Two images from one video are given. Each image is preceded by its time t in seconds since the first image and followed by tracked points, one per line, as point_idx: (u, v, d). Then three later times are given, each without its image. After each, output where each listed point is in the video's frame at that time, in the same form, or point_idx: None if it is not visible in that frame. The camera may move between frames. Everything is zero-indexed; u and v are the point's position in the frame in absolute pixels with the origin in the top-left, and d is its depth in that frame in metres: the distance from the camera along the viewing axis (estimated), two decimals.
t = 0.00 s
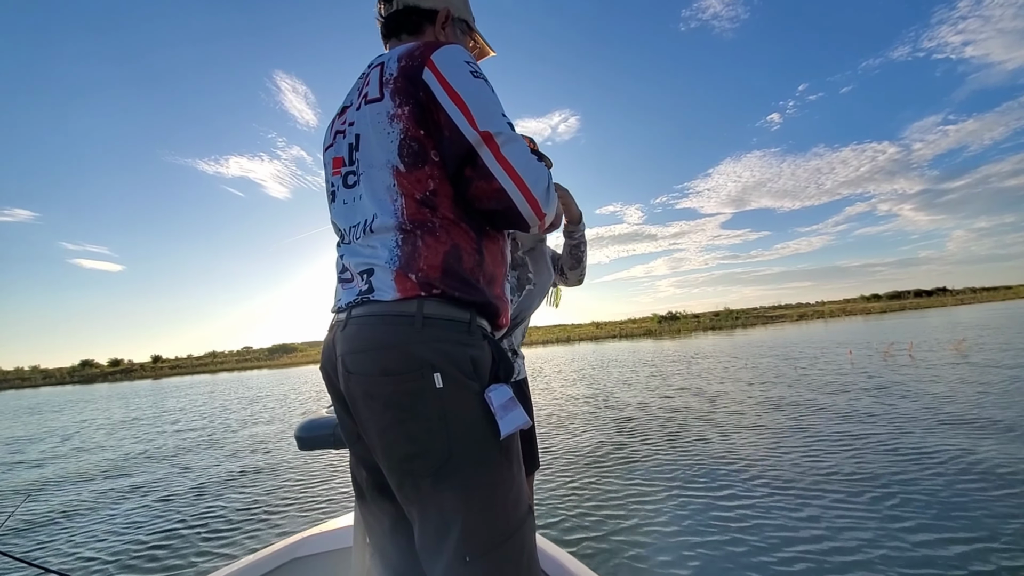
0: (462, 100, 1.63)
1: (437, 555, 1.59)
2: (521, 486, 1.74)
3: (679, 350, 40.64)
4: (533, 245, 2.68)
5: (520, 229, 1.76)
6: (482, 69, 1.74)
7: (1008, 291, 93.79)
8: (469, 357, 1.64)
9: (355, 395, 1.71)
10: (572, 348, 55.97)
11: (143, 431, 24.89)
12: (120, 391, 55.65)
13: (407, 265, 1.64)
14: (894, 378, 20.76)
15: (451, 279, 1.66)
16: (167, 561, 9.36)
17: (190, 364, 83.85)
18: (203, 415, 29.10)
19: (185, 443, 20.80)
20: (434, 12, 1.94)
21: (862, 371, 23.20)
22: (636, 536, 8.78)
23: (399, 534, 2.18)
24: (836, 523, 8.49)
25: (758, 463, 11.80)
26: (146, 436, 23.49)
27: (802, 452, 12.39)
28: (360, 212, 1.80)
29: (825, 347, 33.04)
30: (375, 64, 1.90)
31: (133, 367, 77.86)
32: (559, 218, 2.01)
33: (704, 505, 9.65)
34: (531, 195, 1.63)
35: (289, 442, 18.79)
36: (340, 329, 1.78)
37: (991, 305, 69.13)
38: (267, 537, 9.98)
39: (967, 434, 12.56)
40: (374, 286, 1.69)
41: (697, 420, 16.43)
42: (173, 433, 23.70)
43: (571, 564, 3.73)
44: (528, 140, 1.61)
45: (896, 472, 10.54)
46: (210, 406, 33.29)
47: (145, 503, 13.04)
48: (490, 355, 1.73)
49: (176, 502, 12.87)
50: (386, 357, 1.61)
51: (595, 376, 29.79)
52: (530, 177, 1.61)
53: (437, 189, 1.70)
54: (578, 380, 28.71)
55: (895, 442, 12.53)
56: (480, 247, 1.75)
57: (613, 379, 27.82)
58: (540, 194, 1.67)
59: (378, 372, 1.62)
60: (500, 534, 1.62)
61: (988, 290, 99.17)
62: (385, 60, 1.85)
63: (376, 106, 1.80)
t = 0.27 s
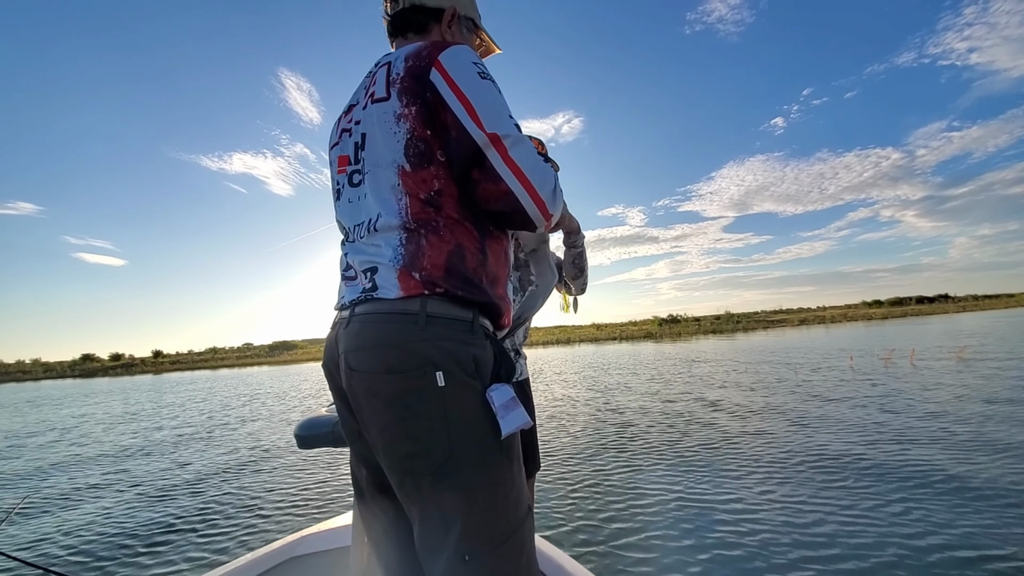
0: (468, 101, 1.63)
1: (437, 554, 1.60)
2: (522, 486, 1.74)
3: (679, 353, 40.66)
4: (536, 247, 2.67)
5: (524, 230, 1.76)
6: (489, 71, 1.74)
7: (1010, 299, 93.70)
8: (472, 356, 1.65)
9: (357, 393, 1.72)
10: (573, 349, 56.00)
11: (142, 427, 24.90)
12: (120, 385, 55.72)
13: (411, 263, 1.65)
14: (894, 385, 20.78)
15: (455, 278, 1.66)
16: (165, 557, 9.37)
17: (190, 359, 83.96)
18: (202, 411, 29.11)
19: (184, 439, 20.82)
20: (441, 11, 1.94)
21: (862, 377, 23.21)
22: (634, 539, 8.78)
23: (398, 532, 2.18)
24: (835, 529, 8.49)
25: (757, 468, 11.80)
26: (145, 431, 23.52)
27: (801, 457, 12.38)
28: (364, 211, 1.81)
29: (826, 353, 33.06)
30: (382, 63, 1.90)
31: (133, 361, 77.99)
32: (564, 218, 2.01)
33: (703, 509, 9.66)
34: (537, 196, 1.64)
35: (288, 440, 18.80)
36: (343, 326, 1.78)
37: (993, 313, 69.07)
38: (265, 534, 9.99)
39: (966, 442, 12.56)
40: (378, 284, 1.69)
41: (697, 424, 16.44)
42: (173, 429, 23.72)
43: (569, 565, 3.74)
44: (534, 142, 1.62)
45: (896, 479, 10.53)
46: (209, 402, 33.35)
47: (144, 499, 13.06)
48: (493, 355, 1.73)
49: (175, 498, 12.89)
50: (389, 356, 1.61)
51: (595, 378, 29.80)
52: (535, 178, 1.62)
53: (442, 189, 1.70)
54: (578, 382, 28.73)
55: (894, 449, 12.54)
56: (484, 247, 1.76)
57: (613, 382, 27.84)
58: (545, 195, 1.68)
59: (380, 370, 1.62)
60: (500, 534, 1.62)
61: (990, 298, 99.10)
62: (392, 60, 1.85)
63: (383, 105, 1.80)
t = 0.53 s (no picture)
0: (468, 101, 1.64)
1: (434, 555, 1.59)
2: (520, 486, 1.74)
3: (680, 354, 40.66)
4: (532, 248, 2.66)
5: (523, 229, 1.76)
6: (488, 71, 1.75)
7: (1012, 300, 93.59)
8: (470, 356, 1.65)
9: (354, 394, 1.71)
10: (574, 350, 56.03)
11: (144, 427, 24.92)
12: (122, 386, 55.80)
13: (408, 263, 1.65)
14: (895, 385, 20.78)
15: (452, 278, 1.66)
16: (166, 557, 9.39)
17: (192, 360, 84.14)
18: (204, 412, 29.12)
19: (185, 440, 20.83)
20: (443, 13, 1.94)
21: (864, 377, 23.21)
22: (635, 539, 8.77)
23: (396, 533, 2.18)
24: (835, 529, 8.49)
25: (757, 469, 11.81)
26: (146, 431, 23.55)
27: (802, 458, 12.36)
28: (361, 210, 1.81)
29: (827, 354, 33.04)
30: (381, 63, 1.90)
31: (134, 362, 78.05)
32: (565, 219, 2.01)
33: (703, 509, 9.67)
34: (536, 196, 1.63)
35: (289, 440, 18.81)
36: (340, 327, 1.78)
37: (994, 314, 69.02)
38: (266, 534, 10.00)
39: (968, 443, 12.53)
40: (375, 284, 1.69)
41: (698, 424, 16.44)
42: (174, 429, 23.73)
43: (570, 565, 3.74)
44: (535, 142, 1.62)
45: (897, 480, 10.51)
46: (210, 403, 33.35)
47: (144, 499, 13.07)
48: (490, 355, 1.73)
49: (176, 499, 12.90)
50: (386, 356, 1.61)
51: (596, 379, 29.81)
52: (535, 179, 1.62)
53: (440, 188, 1.70)
54: (579, 383, 28.73)
55: (895, 449, 12.55)
56: (482, 247, 1.75)
57: (614, 382, 27.86)
58: (545, 195, 1.68)
59: (377, 371, 1.62)
60: (498, 535, 1.62)
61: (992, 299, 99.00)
62: (392, 59, 1.85)
63: (381, 103, 1.80)
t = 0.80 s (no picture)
0: (458, 99, 1.63)
1: (436, 557, 1.58)
2: (520, 486, 1.73)
3: (681, 351, 40.65)
4: (527, 246, 2.66)
5: (518, 227, 1.76)
6: (477, 67, 1.74)
7: (1013, 292, 93.62)
8: (467, 357, 1.64)
9: (351, 398, 1.71)
10: (576, 349, 56.02)
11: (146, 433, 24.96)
12: (124, 392, 55.88)
13: (403, 264, 1.64)
14: (897, 379, 20.75)
15: (447, 278, 1.66)
16: (171, 562, 9.41)
17: (194, 365, 84.27)
18: (206, 417, 29.18)
19: (188, 445, 20.86)
20: (431, 11, 1.94)
21: (866, 372, 23.19)
22: (638, 538, 8.77)
23: (397, 536, 2.17)
24: (839, 524, 8.48)
25: (760, 465, 11.79)
26: (148, 437, 23.58)
27: (805, 453, 12.35)
28: (354, 213, 1.80)
29: (829, 349, 33.03)
30: (369, 62, 1.89)
31: (136, 369, 78.21)
32: (560, 215, 2.00)
33: (706, 506, 9.66)
34: (530, 193, 1.63)
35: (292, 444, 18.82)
36: (336, 330, 1.77)
37: (996, 307, 68.94)
38: (270, 538, 10.01)
39: (970, 435, 12.52)
40: (370, 286, 1.68)
41: (700, 421, 16.43)
42: (176, 435, 23.76)
43: (570, 564, 3.72)
44: (526, 138, 1.61)
45: (899, 474, 10.50)
46: (212, 408, 33.40)
47: (148, 505, 13.09)
48: (488, 355, 1.73)
49: (179, 504, 12.92)
50: (383, 359, 1.60)
51: (598, 378, 29.81)
52: (528, 175, 1.61)
53: (433, 188, 1.69)
54: (581, 382, 28.74)
55: (898, 443, 12.53)
56: (476, 246, 1.75)
57: (615, 381, 27.86)
58: (539, 192, 1.67)
59: (374, 374, 1.61)
60: (499, 536, 1.61)
61: (993, 292, 98.97)
62: (380, 58, 1.85)
63: (371, 104, 1.79)
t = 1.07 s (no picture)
0: (457, 96, 1.63)
1: (436, 558, 1.58)
2: (521, 487, 1.73)
3: (683, 351, 40.63)
4: (526, 247, 2.65)
5: (519, 226, 1.76)
6: (476, 64, 1.74)
7: (1015, 289, 93.43)
8: (468, 357, 1.64)
9: (351, 399, 1.70)
10: (577, 349, 56.01)
11: (148, 436, 24.99)
12: (126, 395, 55.96)
13: (403, 264, 1.64)
14: (898, 377, 20.72)
15: (448, 278, 1.66)
16: (173, 563, 9.44)
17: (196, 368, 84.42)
18: (208, 419, 29.22)
19: (190, 447, 20.92)
20: (429, 8, 1.94)
21: (867, 370, 23.16)
22: (639, 537, 8.76)
23: (397, 537, 2.16)
24: (841, 522, 8.47)
25: (762, 463, 11.78)
26: (151, 440, 23.64)
27: (807, 452, 12.32)
28: (353, 213, 1.80)
29: (830, 347, 32.99)
30: (367, 60, 1.89)
31: (140, 371, 78.45)
32: (560, 214, 2.01)
33: (708, 506, 9.65)
34: (530, 191, 1.63)
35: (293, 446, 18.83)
36: (335, 330, 1.77)
37: (998, 304, 68.83)
38: (272, 539, 10.04)
39: (973, 433, 12.49)
40: (370, 286, 1.68)
41: (702, 421, 16.41)
42: (178, 437, 23.78)
43: (572, 564, 3.71)
44: (526, 136, 1.61)
45: (902, 472, 10.47)
46: (215, 410, 33.48)
47: (151, 507, 13.13)
48: (488, 355, 1.73)
49: (182, 506, 12.97)
50: (383, 360, 1.60)
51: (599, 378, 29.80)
52: (528, 173, 1.61)
53: (433, 187, 1.69)
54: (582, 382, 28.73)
55: (900, 440, 12.52)
56: (477, 246, 1.75)
57: (617, 381, 27.85)
58: (539, 190, 1.67)
59: (374, 375, 1.61)
60: (500, 538, 1.61)
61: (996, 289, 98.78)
62: (378, 55, 1.84)
63: (369, 102, 1.79)
